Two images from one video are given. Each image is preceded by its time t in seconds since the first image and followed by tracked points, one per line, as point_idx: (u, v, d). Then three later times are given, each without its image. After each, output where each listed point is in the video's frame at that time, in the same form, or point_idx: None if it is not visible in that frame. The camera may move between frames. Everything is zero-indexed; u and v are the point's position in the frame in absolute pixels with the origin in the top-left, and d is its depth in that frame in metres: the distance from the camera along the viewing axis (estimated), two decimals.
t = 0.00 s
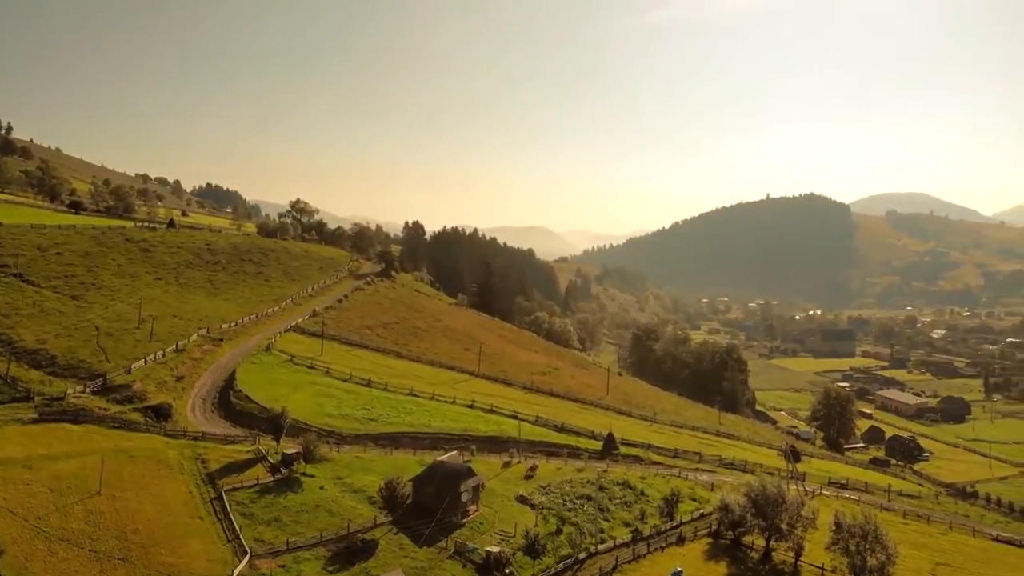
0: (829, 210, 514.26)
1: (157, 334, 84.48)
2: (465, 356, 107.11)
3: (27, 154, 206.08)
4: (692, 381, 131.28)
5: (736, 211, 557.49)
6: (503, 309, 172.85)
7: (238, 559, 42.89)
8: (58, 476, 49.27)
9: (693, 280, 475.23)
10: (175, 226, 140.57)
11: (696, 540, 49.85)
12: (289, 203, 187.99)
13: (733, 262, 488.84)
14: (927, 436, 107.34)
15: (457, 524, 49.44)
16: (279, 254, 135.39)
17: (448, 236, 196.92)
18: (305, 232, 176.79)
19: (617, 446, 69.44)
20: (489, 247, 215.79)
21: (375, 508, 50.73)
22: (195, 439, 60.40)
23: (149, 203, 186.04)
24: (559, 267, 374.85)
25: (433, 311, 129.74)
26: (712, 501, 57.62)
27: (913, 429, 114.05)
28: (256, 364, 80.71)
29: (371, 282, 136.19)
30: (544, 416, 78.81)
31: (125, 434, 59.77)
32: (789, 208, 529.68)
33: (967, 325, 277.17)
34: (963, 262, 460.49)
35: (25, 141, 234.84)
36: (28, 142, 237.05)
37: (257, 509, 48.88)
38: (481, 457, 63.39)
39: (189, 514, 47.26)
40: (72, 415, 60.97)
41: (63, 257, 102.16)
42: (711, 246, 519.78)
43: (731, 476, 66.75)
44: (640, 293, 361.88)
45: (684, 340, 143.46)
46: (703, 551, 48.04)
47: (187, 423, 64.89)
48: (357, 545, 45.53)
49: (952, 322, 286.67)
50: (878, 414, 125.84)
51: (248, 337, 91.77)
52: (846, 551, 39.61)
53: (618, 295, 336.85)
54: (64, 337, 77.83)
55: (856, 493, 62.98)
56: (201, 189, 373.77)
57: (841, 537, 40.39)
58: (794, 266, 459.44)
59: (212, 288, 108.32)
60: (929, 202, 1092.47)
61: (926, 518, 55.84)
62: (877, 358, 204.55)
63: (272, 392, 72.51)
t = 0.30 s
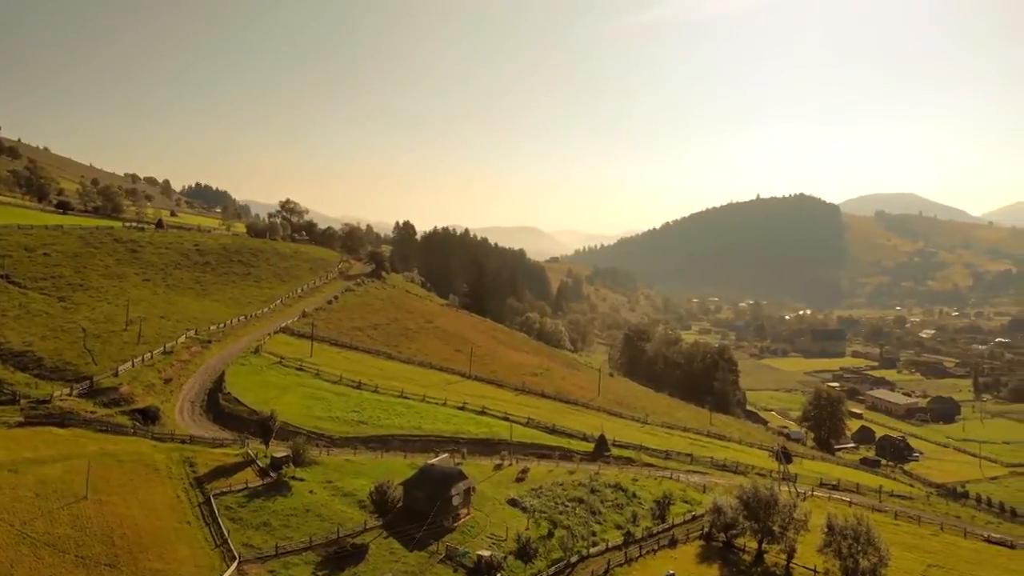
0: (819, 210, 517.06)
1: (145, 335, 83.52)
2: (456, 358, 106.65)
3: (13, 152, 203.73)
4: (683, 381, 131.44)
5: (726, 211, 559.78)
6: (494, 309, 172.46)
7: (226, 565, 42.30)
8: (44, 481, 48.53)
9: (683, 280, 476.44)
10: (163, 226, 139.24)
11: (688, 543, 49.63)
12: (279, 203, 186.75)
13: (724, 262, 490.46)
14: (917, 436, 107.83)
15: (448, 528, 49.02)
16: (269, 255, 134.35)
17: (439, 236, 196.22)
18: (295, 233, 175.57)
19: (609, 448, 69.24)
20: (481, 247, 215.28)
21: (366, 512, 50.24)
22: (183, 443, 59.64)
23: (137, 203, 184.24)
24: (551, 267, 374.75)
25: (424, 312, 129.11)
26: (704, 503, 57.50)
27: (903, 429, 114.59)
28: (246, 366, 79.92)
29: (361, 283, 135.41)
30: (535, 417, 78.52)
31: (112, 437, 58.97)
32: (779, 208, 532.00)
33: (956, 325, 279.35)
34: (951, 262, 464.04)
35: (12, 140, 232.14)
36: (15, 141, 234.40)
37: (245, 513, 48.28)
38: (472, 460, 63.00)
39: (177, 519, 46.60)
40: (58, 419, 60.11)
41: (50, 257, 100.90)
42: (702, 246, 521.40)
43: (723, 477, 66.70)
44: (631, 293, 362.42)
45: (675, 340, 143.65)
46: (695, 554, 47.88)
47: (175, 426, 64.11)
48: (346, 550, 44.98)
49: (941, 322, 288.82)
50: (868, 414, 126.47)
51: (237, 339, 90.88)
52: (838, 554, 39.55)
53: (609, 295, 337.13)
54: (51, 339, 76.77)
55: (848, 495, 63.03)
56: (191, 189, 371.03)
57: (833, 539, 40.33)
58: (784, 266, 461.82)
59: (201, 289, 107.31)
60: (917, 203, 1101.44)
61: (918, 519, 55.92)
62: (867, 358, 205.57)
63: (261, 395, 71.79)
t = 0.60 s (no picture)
0: (809, 211, 519.92)
1: (133, 338, 82.58)
2: (447, 359, 106.19)
3: None
4: (674, 382, 131.57)
5: (717, 211, 561.86)
6: (485, 311, 172.11)
7: (214, 571, 41.70)
8: (29, 486, 47.71)
9: (674, 280, 477.76)
10: (152, 227, 137.97)
11: (680, 546, 49.44)
12: (269, 203, 185.64)
13: (714, 262, 492.13)
14: (907, 437, 108.36)
15: (440, 532, 48.57)
16: (259, 256, 133.35)
17: (430, 237, 195.56)
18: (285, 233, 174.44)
19: (601, 449, 69.00)
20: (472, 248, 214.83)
21: (356, 516, 49.75)
22: (170, 446, 58.90)
23: (126, 203, 182.68)
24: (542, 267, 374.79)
25: (415, 313, 128.50)
26: (696, 505, 57.40)
27: (893, 429, 115.18)
28: (235, 368, 79.15)
29: (351, 284, 134.55)
30: (527, 419, 78.21)
31: (99, 441, 58.17)
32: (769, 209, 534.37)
33: (945, 325, 281.48)
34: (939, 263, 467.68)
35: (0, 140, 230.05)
36: (3, 140, 232.29)
37: (234, 518, 47.70)
38: (463, 463, 62.58)
39: (164, 524, 45.94)
40: (44, 423, 59.25)
41: (37, 258, 99.71)
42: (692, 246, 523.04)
43: (714, 479, 66.68)
44: (622, 293, 363.07)
45: (666, 341, 143.79)
46: (688, 557, 47.70)
47: (163, 429, 63.33)
48: (336, 554, 44.52)
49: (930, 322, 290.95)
50: (858, 414, 127.16)
51: (226, 341, 90.06)
52: (830, 556, 39.45)
53: (601, 296, 337.47)
54: (37, 341, 75.75)
55: (839, 496, 63.09)
56: (181, 189, 368.37)
57: (825, 541, 40.21)
58: (774, 267, 464.14)
59: (190, 290, 106.33)
60: (905, 203, 1109.96)
61: (909, 521, 55.97)
62: (857, 358, 206.60)
63: (249, 398, 71.05)
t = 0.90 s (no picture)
0: (798, 211, 522.73)
1: (121, 340, 81.62)
2: (438, 361, 105.67)
3: None
4: (666, 382, 131.67)
5: (707, 212, 564.00)
6: (477, 311, 171.66)
7: None
8: (15, 490, 46.97)
9: (665, 280, 479.00)
10: (141, 228, 136.65)
11: (672, 548, 49.34)
12: (258, 204, 184.42)
13: (705, 262, 493.64)
14: (898, 437, 108.89)
15: (430, 536, 48.20)
16: (248, 257, 132.32)
17: (421, 237, 194.80)
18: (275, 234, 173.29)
19: (593, 451, 68.84)
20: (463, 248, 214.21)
21: (346, 520, 49.33)
22: (159, 450, 58.15)
23: (114, 204, 181.02)
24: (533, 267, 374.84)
25: (406, 314, 127.91)
26: (688, 507, 57.32)
27: (883, 429, 115.76)
28: (223, 370, 78.32)
29: (341, 285, 133.71)
30: (519, 421, 77.90)
31: (85, 445, 57.36)
32: (759, 209, 536.67)
33: (934, 325, 283.38)
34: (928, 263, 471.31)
35: None
36: None
37: (223, 523, 47.10)
38: (454, 465, 62.20)
39: (152, 529, 45.31)
40: (30, 427, 58.42)
41: (23, 260, 98.52)
42: (683, 246, 524.48)
43: (706, 481, 66.64)
44: (613, 293, 363.62)
45: (657, 342, 143.88)
46: (680, 559, 47.52)
47: (150, 433, 62.52)
48: (326, 559, 44.09)
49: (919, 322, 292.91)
50: (848, 414, 127.81)
51: (215, 343, 89.14)
52: (823, 558, 39.34)
53: (592, 296, 337.68)
54: (23, 343, 74.71)
55: (831, 497, 63.18)
56: (169, 189, 365.59)
57: (817, 543, 40.07)
58: (764, 267, 466.19)
59: (178, 292, 105.35)
60: (893, 203, 1119.04)
61: (901, 521, 56.09)
62: (847, 358, 207.64)
63: (238, 400, 70.30)
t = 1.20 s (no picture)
0: (789, 211, 525.44)
1: (108, 342, 80.66)
2: (429, 362, 105.18)
3: None
4: (657, 383, 131.75)
5: (698, 212, 565.80)
6: (468, 312, 171.12)
7: None
8: None
9: (656, 280, 480.00)
10: (129, 228, 135.24)
11: (664, 550, 49.11)
12: (247, 204, 183.13)
13: (696, 262, 495.08)
14: (888, 437, 109.39)
15: (421, 540, 47.74)
16: (237, 258, 131.24)
17: (412, 237, 193.95)
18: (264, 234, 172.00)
19: (584, 452, 68.63)
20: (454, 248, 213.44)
21: (336, 525, 48.79)
22: (146, 454, 57.43)
23: (102, 204, 179.18)
24: (524, 267, 374.83)
25: (396, 315, 127.31)
26: (680, 509, 57.19)
27: (874, 429, 116.30)
28: (212, 372, 77.51)
29: (331, 286, 132.86)
30: (510, 423, 77.60)
31: (72, 449, 56.57)
32: (749, 210, 538.86)
33: (923, 325, 285.43)
34: (917, 263, 474.98)
35: None
36: None
37: (210, 527, 46.50)
38: (445, 468, 61.78)
39: (139, 534, 44.67)
40: (14, 431, 57.53)
41: (8, 261, 97.22)
42: (674, 246, 525.86)
43: (698, 482, 66.56)
44: (604, 294, 364.14)
45: (648, 342, 143.99)
46: (672, 562, 47.31)
47: (138, 436, 61.78)
48: (316, 564, 43.52)
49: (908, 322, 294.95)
50: (839, 414, 128.33)
51: (203, 345, 88.22)
52: (815, 561, 39.19)
53: (583, 296, 337.89)
54: (9, 346, 73.64)
55: (822, 498, 63.25)
56: (158, 189, 362.72)
57: (810, 546, 39.91)
58: (754, 267, 468.15)
59: (166, 293, 104.28)
60: (882, 203, 1127.26)
61: (893, 523, 56.17)
62: (837, 358, 208.73)
63: (227, 403, 69.56)
